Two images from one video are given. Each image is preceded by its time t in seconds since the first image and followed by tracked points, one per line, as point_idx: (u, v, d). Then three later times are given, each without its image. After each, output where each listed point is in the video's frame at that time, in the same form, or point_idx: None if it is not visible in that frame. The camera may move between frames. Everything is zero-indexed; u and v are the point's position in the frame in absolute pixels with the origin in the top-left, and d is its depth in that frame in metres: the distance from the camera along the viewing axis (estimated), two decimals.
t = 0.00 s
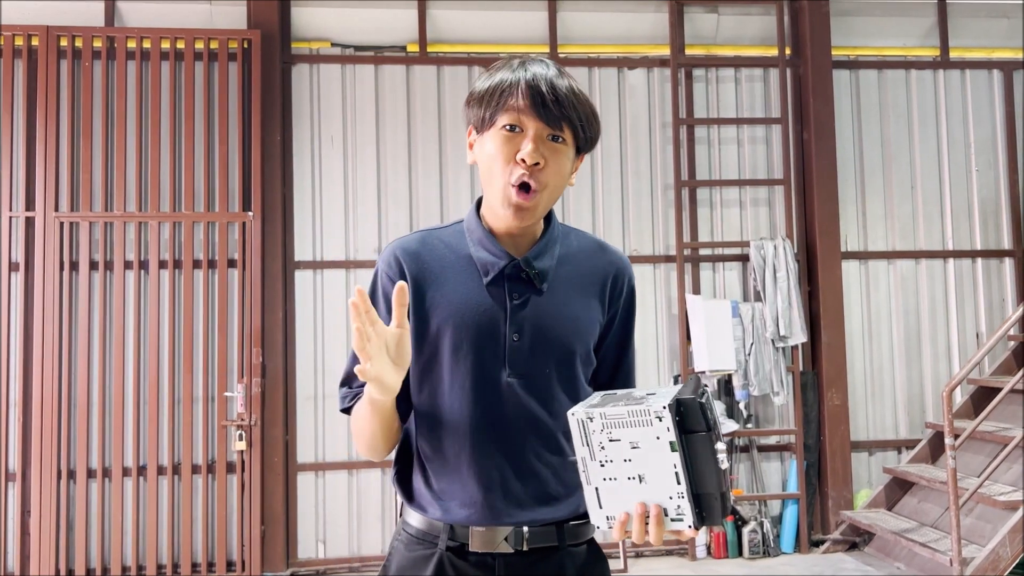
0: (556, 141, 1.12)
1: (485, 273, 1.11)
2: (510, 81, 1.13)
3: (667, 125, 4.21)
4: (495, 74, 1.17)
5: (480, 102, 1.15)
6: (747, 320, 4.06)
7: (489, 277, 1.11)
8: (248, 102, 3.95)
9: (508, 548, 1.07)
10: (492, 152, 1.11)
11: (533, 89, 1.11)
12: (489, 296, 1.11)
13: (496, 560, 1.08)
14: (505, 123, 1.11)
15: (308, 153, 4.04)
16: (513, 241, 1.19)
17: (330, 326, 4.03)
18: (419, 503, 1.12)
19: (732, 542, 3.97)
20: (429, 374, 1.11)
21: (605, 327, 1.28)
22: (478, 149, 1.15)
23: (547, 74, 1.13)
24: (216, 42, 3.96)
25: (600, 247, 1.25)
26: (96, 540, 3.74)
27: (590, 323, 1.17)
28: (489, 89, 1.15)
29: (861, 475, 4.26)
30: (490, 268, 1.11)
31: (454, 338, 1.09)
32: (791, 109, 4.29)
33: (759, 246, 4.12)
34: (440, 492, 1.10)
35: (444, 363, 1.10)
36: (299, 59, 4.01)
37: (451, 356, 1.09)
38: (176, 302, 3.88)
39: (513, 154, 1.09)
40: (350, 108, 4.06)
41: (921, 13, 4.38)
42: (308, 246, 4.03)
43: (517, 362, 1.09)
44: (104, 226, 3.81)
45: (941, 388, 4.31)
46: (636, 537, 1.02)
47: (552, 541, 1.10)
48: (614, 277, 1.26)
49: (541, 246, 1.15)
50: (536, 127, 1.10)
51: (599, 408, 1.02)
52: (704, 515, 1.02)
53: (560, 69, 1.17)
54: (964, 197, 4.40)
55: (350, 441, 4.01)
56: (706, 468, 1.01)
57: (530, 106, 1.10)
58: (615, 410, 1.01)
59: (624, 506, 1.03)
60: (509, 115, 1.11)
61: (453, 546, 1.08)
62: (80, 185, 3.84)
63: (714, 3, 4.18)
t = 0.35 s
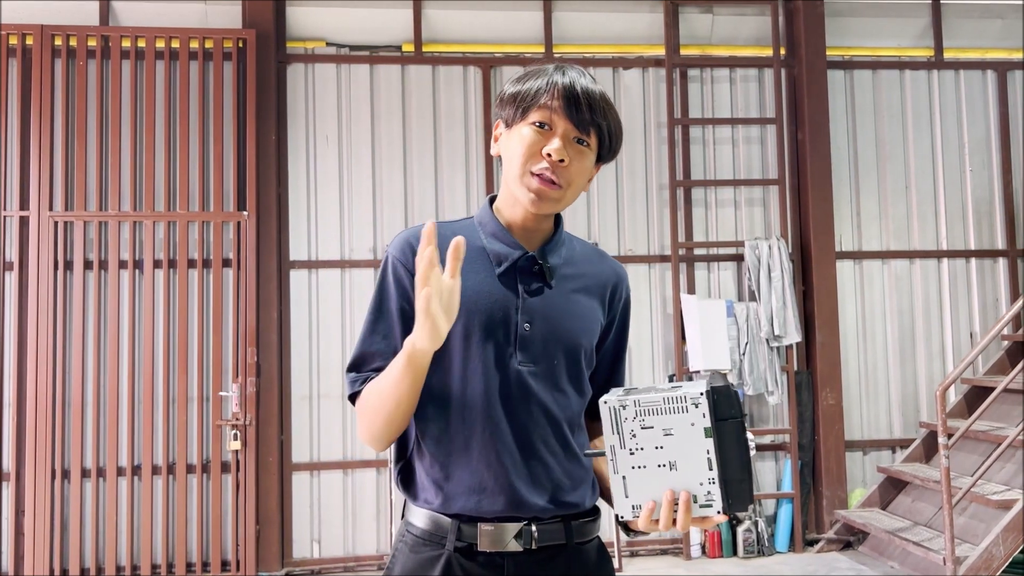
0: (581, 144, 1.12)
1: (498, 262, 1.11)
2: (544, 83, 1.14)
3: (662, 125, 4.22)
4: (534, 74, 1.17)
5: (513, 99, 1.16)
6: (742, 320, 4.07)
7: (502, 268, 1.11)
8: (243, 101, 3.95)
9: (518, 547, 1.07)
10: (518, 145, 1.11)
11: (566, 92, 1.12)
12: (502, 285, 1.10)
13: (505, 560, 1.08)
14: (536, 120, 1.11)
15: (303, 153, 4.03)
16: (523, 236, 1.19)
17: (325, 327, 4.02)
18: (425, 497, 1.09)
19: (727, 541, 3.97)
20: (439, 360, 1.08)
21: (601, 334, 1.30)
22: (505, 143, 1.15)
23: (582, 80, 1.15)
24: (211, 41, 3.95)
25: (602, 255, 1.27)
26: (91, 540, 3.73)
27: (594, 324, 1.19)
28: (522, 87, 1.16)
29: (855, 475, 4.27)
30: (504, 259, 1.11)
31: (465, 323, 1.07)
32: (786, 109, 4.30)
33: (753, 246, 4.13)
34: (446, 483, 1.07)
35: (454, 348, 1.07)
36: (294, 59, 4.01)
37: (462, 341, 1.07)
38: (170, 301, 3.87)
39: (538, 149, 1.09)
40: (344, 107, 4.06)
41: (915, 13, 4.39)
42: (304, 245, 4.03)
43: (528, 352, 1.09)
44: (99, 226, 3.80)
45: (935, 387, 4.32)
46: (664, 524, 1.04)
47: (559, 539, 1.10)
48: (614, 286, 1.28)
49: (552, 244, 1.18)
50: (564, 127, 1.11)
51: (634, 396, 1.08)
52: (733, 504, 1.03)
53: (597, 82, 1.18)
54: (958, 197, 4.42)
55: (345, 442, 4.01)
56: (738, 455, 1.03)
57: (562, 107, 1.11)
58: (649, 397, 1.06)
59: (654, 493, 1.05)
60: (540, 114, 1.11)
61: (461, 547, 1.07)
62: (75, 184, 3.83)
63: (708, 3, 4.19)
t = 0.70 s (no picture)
0: (590, 147, 1.12)
1: (508, 265, 1.11)
2: (553, 85, 1.13)
3: (658, 126, 4.22)
4: (541, 77, 1.17)
5: (522, 102, 1.16)
6: (737, 320, 4.07)
7: (513, 270, 1.11)
8: (238, 101, 3.95)
9: (517, 546, 1.07)
10: (527, 149, 1.11)
11: (575, 95, 1.11)
12: (511, 287, 1.11)
13: (505, 559, 1.07)
14: (545, 124, 1.11)
15: (298, 152, 4.03)
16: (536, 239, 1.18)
17: (319, 327, 4.01)
18: (427, 494, 1.09)
19: (722, 541, 3.97)
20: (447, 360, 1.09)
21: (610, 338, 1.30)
22: (514, 147, 1.16)
23: (591, 82, 1.14)
24: (206, 41, 3.95)
25: (614, 260, 1.27)
26: (85, 540, 3.72)
27: (603, 328, 1.19)
28: (531, 90, 1.15)
29: (850, 475, 4.28)
30: (515, 261, 1.12)
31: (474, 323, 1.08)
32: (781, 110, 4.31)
33: (748, 246, 4.13)
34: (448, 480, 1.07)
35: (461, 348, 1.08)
36: (289, 59, 4.01)
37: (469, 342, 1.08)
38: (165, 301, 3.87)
39: (547, 154, 1.10)
40: (339, 106, 4.06)
41: (910, 14, 4.41)
42: (299, 245, 4.02)
43: (536, 355, 1.09)
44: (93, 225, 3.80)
45: (929, 387, 4.32)
46: (672, 529, 1.06)
47: (559, 538, 1.10)
48: (625, 291, 1.27)
49: (564, 247, 1.18)
50: (573, 131, 1.10)
51: (646, 402, 1.08)
52: (740, 510, 1.05)
53: (606, 83, 1.17)
54: (953, 197, 4.42)
55: (340, 442, 4.00)
56: (746, 463, 1.05)
57: (570, 111, 1.11)
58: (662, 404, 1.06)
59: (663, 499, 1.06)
60: (549, 117, 1.11)
61: (461, 546, 1.06)
62: (69, 184, 3.83)
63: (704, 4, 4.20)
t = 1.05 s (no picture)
0: (580, 148, 1.10)
1: (508, 271, 1.10)
2: (536, 86, 1.11)
3: (654, 126, 4.22)
4: (524, 78, 1.14)
5: (508, 106, 1.14)
6: (732, 321, 4.07)
7: (512, 276, 1.09)
8: (233, 101, 3.94)
9: (513, 545, 1.06)
10: (516, 157, 1.11)
11: (557, 96, 1.09)
12: (510, 293, 1.09)
13: (502, 558, 1.07)
14: (530, 130, 1.10)
15: (292, 152, 4.02)
16: (537, 241, 1.17)
17: (314, 328, 4.00)
18: (432, 497, 1.12)
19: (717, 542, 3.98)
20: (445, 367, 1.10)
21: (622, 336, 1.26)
22: (506, 152, 1.15)
23: (573, 79, 1.10)
24: (200, 40, 3.93)
25: (624, 257, 1.23)
26: (79, 542, 3.71)
27: (608, 331, 1.15)
28: (515, 92, 1.13)
29: (845, 476, 4.28)
30: (514, 267, 1.09)
31: (471, 331, 1.08)
32: (776, 111, 4.31)
33: (744, 247, 4.13)
34: (450, 484, 1.09)
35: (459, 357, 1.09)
36: (284, 58, 4.00)
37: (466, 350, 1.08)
38: (160, 302, 3.85)
39: (536, 161, 1.09)
40: (335, 106, 4.05)
41: (906, 15, 4.41)
42: (294, 246, 4.01)
43: (534, 363, 1.08)
44: (87, 226, 3.78)
45: (925, 387, 4.32)
46: (669, 539, 1.04)
47: (559, 540, 1.08)
48: (636, 289, 1.23)
49: (566, 251, 1.14)
50: (559, 135, 1.09)
51: (640, 411, 1.04)
52: (738, 520, 1.03)
53: (590, 76, 1.13)
54: (948, 198, 4.43)
55: (335, 442, 3.99)
56: (743, 472, 1.02)
57: (554, 114, 1.08)
58: (656, 413, 1.04)
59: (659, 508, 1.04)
60: (534, 122, 1.09)
61: (461, 543, 1.07)
62: (63, 184, 3.81)
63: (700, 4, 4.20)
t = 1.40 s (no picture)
0: (549, 132, 1.10)
1: (498, 273, 1.11)
2: (496, 83, 1.13)
3: (652, 127, 4.22)
4: (484, 81, 1.16)
5: (476, 110, 1.15)
6: (730, 322, 4.07)
7: (502, 277, 1.10)
8: (230, 101, 3.93)
9: (517, 550, 1.05)
10: (490, 153, 1.11)
11: (516, 86, 1.10)
12: (502, 294, 1.10)
13: (505, 561, 1.06)
14: (498, 124, 1.11)
15: (290, 152, 4.02)
16: (527, 241, 1.18)
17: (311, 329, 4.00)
18: (437, 502, 1.12)
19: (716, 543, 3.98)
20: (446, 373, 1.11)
21: (623, 331, 1.23)
22: (480, 155, 1.16)
23: (530, 69, 1.12)
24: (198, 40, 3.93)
25: (618, 250, 1.21)
26: (76, 542, 3.70)
27: (605, 327, 1.14)
28: (479, 96, 1.15)
29: (843, 476, 4.28)
30: (504, 268, 1.10)
31: (465, 336, 1.09)
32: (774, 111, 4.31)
33: (741, 248, 4.12)
34: (454, 490, 1.09)
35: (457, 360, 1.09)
36: (281, 58, 3.99)
37: (463, 354, 1.09)
38: (156, 302, 3.84)
39: (508, 151, 1.09)
40: (332, 106, 4.04)
41: (904, 16, 4.41)
42: (291, 246, 4.01)
43: (527, 362, 1.07)
44: (83, 225, 3.77)
45: (922, 388, 4.32)
46: (652, 533, 0.99)
47: (563, 545, 1.07)
48: (633, 280, 1.21)
49: (555, 246, 1.14)
50: (527, 122, 1.09)
51: (617, 401, 1.01)
52: (722, 512, 0.97)
53: (548, 65, 1.14)
54: (945, 199, 4.43)
55: (331, 443, 3.98)
56: (723, 462, 0.97)
57: (516, 103, 1.10)
58: (631, 403, 1.00)
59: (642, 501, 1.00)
60: (500, 116, 1.11)
61: (464, 546, 1.07)
62: (59, 184, 3.80)
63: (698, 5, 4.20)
